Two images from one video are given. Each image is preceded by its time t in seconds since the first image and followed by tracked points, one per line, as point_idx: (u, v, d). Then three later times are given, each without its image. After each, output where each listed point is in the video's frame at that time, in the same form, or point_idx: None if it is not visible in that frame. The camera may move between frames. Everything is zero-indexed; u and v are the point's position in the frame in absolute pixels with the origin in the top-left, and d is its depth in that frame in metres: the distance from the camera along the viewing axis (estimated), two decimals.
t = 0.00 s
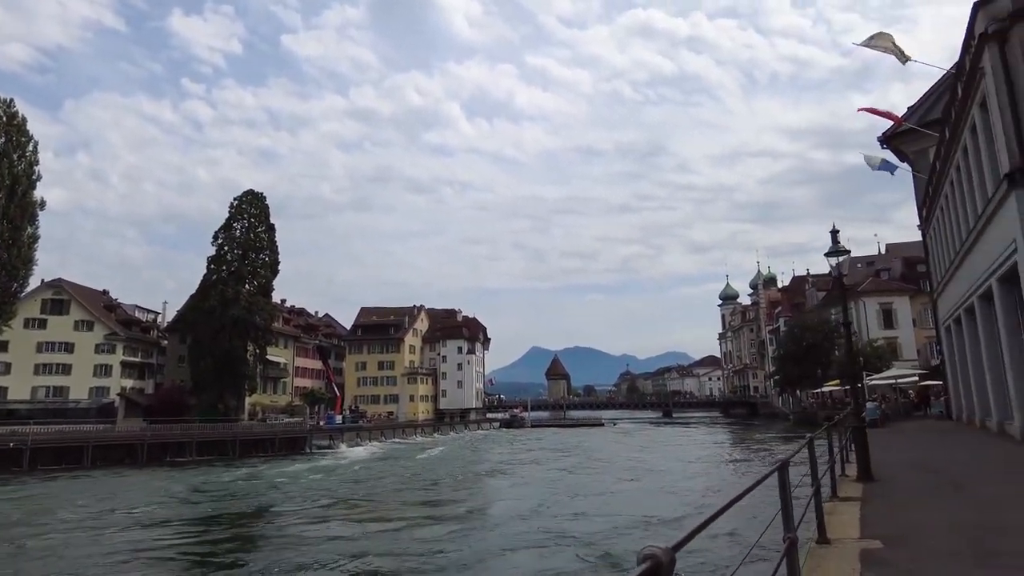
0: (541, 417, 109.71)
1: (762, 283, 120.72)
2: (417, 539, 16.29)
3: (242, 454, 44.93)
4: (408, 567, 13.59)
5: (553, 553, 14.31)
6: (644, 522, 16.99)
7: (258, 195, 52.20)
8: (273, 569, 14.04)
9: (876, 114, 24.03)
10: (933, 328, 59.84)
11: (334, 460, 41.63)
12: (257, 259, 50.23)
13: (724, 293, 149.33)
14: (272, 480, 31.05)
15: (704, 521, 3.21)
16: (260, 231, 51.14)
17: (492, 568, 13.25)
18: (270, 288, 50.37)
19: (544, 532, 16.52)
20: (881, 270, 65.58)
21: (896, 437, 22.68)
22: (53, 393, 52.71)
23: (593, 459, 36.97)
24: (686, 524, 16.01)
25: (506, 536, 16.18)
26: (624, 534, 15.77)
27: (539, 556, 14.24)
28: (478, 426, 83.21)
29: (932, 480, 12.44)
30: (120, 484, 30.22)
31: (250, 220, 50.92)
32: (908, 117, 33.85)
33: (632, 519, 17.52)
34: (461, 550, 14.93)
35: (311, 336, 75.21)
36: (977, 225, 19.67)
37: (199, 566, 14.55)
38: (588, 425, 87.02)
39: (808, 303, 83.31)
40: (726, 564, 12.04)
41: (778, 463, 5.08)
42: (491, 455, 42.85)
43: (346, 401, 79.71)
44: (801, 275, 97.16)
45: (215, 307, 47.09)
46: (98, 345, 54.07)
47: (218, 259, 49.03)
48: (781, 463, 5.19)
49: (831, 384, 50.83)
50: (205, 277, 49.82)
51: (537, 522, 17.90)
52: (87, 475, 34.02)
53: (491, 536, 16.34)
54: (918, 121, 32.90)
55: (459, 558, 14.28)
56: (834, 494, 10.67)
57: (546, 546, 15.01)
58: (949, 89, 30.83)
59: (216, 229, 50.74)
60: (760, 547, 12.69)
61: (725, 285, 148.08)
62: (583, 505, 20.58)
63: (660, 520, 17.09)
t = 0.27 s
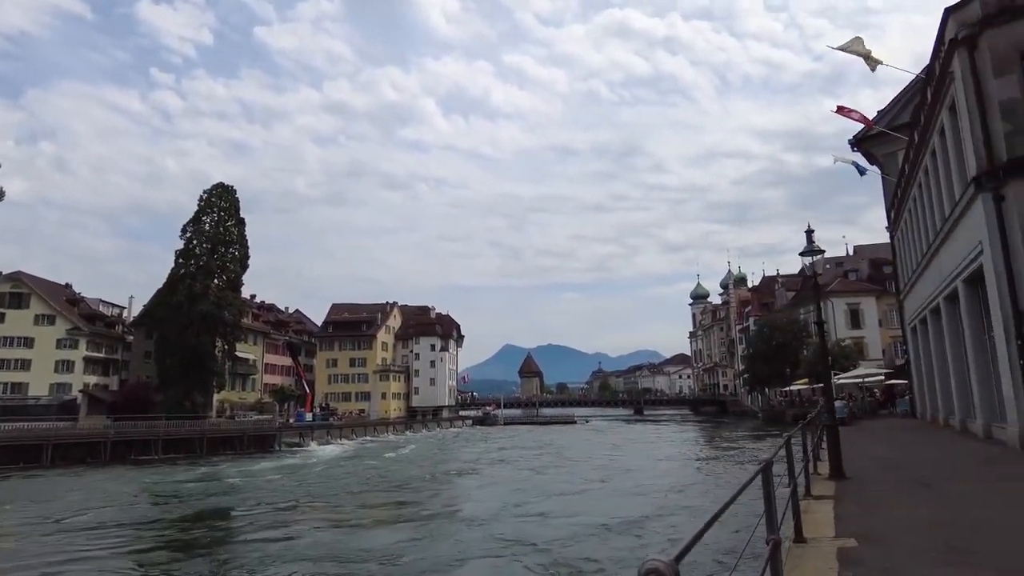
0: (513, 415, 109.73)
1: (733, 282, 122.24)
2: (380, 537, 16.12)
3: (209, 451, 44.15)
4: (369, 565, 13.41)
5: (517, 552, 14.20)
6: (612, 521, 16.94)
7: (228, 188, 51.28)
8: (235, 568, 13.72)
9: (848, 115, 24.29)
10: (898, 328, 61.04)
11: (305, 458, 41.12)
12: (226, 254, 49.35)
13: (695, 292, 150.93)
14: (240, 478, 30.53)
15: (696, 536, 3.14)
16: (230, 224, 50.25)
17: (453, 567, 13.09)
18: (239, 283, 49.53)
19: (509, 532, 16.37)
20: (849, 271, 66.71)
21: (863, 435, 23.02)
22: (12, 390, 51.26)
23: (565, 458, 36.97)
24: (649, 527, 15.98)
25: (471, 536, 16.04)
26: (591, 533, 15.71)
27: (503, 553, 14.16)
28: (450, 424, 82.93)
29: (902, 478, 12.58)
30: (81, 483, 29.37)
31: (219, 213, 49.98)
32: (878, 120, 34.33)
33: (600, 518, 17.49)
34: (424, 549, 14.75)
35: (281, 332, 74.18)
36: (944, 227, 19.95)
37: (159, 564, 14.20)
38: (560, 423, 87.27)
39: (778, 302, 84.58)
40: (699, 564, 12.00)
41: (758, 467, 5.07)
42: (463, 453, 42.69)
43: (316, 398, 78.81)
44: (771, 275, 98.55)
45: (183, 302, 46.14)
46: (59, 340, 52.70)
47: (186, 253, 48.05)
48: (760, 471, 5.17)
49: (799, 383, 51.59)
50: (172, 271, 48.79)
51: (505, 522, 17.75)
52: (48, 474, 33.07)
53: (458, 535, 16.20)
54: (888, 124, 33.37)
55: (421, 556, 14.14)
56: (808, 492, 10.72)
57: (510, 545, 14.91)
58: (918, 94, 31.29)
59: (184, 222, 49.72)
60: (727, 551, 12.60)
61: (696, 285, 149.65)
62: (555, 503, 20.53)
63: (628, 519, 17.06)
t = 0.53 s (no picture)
0: (481, 414, 109.53)
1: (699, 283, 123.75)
2: (344, 541, 15.89)
3: (169, 452, 43.13)
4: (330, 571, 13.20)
5: (481, 555, 14.11)
6: (578, 522, 16.95)
7: (191, 182, 50.16)
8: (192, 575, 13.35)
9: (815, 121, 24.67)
10: (859, 330, 62.33)
11: (268, 459, 40.38)
12: (189, 250, 48.24)
13: (662, 293, 152.48)
14: (203, 479, 29.89)
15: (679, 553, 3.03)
16: (193, 219, 49.15)
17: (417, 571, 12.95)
18: (202, 279, 48.46)
19: (476, 533, 16.26)
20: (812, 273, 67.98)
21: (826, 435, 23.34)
22: None
23: (534, 458, 36.96)
24: (615, 527, 16.02)
25: (436, 538, 15.91)
26: (557, 534, 15.69)
27: (468, 557, 14.05)
28: (418, 424, 82.42)
29: (867, 477, 12.75)
30: (35, 485, 28.40)
31: (182, 208, 48.87)
32: (843, 126, 34.94)
33: (568, 519, 17.48)
34: (387, 553, 14.59)
35: (246, 330, 72.87)
36: (905, 232, 20.31)
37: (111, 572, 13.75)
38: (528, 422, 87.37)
39: (743, 304, 85.83)
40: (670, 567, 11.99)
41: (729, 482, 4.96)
42: (430, 454, 42.36)
43: (281, 397, 77.56)
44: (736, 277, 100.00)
45: (144, 298, 45.00)
46: (12, 337, 51.07)
47: (147, 248, 46.87)
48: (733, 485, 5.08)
49: (764, 383, 52.34)
50: (132, 267, 47.54)
51: (472, 523, 17.61)
52: None
53: (424, 537, 16.05)
54: (852, 130, 33.98)
55: (383, 561, 13.95)
56: (777, 492, 10.78)
57: (474, 548, 14.81)
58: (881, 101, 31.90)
59: (146, 217, 48.50)
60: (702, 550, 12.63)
61: (663, 286, 151.18)
62: (523, 504, 20.44)
63: (596, 520, 17.06)
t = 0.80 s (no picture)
0: (461, 414, 109.44)
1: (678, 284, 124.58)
2: (320, 543, 15.71)
3: (144, 451, 42.46)
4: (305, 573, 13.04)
5: (459, 557, 14.01)
6: (558, 523, 16.89)
7: (168, 178, 49.38)
8: None
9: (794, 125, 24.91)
10: (835, 331, 63.06)
11: (245, 459, 39.88)
12: (165, 246, 47.43)
13: (640, 293, 153.39)
14: (179, 480, 29.43)
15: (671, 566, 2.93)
16: (169, 216, 48.38)
17: (392, 573, 12.84)
18: (179, 277, 47.70)
19: (454, 535, 16.16)
20: (790, 274, 68.69)
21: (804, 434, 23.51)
22: None
23: (514, 458, 36.91)
24: (594, 528, 15.98)
25: (413, 540, 15.77)
26: (536, 535, 15.63)
27: (450, 558, 13.97)
28: (397, 423, 82.02)
29: (846, 476, 12.83)
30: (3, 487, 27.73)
31: (158, 204, 48.13)
32: (822, 128, 35.26)
33: (548, 520, 17.43)
34: (364, 555, 14.44)
35: (222, 329, 71.98)
36: (883, 233, 20.49)
37: None
38: (508, 422, 87.33)
39: (721, 304, 86.55)
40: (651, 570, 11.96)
41: (715, 491, 4.86)
42: (409, 454, 42.12)
43: (258, 396, 76.68)
44: (715, 278, 100.78)
45: (118, 296, 44.22)
46: None
47: (122, 244, 46.06)
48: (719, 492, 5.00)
49: (742, 383, 52.78)
50: (106, 264, 46.70)
51: (452, 525, 17.49)
52: None
53: (403, 538, 15.95)
54: (831, 133, 34.30)
55: (359, 563, 13.81)
56: (759, 491, 10.79)
57: (452, 549, 14.71)
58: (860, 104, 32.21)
59: (121, 213, 47.67)
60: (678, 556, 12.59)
61: (642, 286, 152.10)
62: (504, 505, 20.37)
63: (575, 521, 17.03)
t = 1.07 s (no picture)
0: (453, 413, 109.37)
1: (669, 283, 124.90)
2: (312, 544, 15.63)
3: (133, 452, 42.20)
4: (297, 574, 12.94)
5: (451, 558, 13.93)
6: (550, 524, 16.85)
7: (157, 176, 49.01)
8: None
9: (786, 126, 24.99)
10: (825, 330, 63.41)
11: (236, 459, 39.66)
12: (155, 245, 47.03)
13: (631, 293, 153.74)
14: (169, 480, 29.22)
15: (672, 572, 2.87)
16: (158, 214, 48.04)
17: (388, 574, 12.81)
18: (169, 275, 47.36)
19: (446, 535, 16.09)
20: (781, 274, 69.00)
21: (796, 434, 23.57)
22: None
23: (506, 458, 36.88)
24: (586, 530, 15.94)
25: (405, 541, 15.69)
26: (529, 536, 15.60)
27: (446, 558, 13.95)
28: (388, 423, 81.86)
29: (839, 476, 12.85)
30: None
31: (148, 202, 47.81)
32: (813, 129, 35.37)
33: (540, 521, 17.38)
34: (356, 556, 14.36)
35: (212, 328, 71.57)
36: (874, 234, 20.56)
37: None
38: (498, 421, 87.35)
39: (712, 303, 86.85)
40: (645, 572, 11.93)
41: (715, 498, 4.82)
42: (400, 454, 41.99)
43: (248, 396, 76.32)
44: (706, 278, 101.14)
45: (107, 295, 43.86)
46: None
47: (110, 243, 45.69)
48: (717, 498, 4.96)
49: (732, 383, 52.97)
50: (94, 263, 46.32)
51: (444, 525, 17.42)
52: None
53: (397, 539, 15.91)
54: (822, 133, 34.41)
55: (351, 565, 13.70)
56: (753, 492, 10.80)
57: (443, 550, 14.62)
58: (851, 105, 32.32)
59: (109, 212, 47.30)
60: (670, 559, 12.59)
61: (633, 286, 152.45)
62: (496, 505, 20.31)
63: (568, 522, 17.01)
